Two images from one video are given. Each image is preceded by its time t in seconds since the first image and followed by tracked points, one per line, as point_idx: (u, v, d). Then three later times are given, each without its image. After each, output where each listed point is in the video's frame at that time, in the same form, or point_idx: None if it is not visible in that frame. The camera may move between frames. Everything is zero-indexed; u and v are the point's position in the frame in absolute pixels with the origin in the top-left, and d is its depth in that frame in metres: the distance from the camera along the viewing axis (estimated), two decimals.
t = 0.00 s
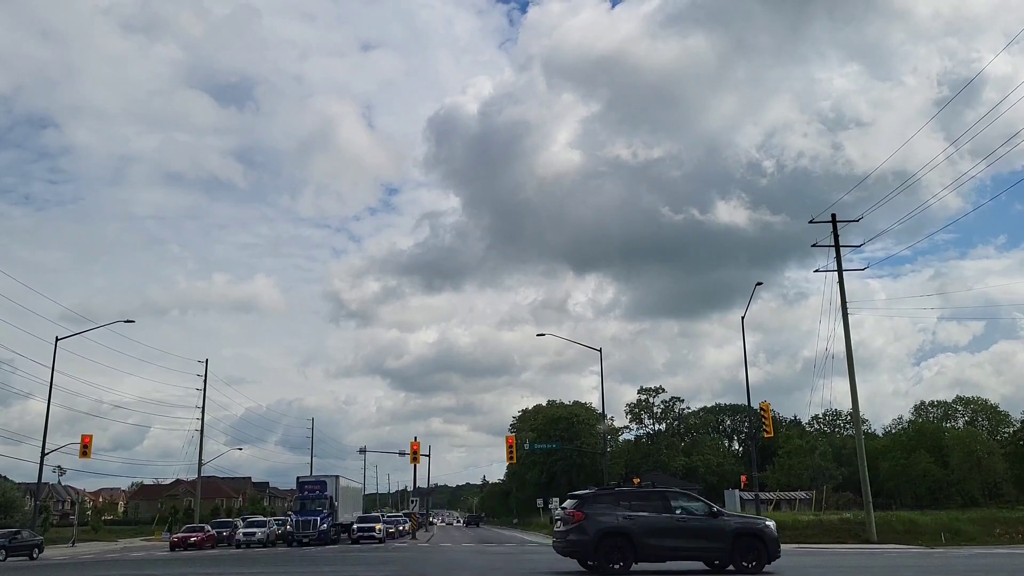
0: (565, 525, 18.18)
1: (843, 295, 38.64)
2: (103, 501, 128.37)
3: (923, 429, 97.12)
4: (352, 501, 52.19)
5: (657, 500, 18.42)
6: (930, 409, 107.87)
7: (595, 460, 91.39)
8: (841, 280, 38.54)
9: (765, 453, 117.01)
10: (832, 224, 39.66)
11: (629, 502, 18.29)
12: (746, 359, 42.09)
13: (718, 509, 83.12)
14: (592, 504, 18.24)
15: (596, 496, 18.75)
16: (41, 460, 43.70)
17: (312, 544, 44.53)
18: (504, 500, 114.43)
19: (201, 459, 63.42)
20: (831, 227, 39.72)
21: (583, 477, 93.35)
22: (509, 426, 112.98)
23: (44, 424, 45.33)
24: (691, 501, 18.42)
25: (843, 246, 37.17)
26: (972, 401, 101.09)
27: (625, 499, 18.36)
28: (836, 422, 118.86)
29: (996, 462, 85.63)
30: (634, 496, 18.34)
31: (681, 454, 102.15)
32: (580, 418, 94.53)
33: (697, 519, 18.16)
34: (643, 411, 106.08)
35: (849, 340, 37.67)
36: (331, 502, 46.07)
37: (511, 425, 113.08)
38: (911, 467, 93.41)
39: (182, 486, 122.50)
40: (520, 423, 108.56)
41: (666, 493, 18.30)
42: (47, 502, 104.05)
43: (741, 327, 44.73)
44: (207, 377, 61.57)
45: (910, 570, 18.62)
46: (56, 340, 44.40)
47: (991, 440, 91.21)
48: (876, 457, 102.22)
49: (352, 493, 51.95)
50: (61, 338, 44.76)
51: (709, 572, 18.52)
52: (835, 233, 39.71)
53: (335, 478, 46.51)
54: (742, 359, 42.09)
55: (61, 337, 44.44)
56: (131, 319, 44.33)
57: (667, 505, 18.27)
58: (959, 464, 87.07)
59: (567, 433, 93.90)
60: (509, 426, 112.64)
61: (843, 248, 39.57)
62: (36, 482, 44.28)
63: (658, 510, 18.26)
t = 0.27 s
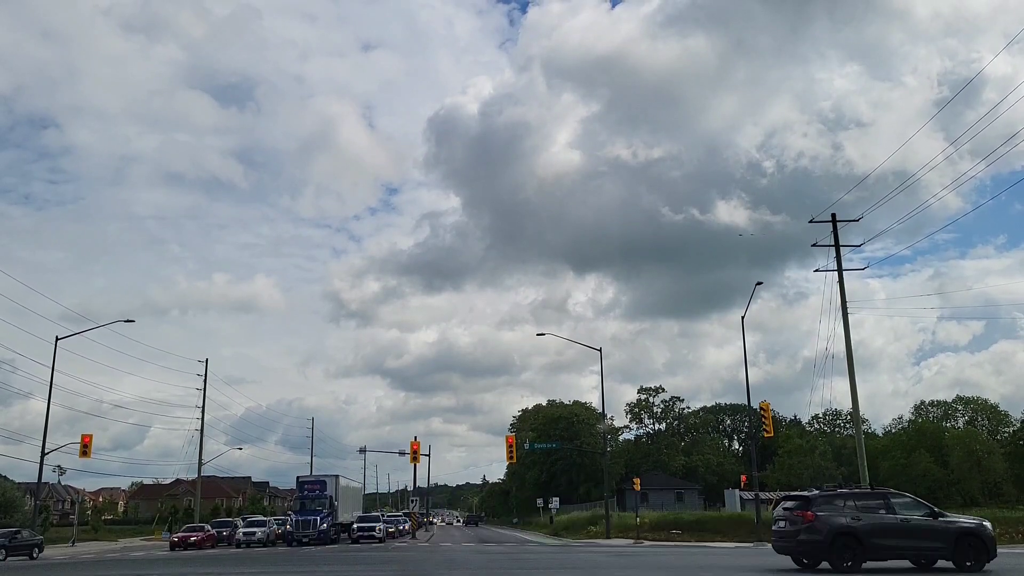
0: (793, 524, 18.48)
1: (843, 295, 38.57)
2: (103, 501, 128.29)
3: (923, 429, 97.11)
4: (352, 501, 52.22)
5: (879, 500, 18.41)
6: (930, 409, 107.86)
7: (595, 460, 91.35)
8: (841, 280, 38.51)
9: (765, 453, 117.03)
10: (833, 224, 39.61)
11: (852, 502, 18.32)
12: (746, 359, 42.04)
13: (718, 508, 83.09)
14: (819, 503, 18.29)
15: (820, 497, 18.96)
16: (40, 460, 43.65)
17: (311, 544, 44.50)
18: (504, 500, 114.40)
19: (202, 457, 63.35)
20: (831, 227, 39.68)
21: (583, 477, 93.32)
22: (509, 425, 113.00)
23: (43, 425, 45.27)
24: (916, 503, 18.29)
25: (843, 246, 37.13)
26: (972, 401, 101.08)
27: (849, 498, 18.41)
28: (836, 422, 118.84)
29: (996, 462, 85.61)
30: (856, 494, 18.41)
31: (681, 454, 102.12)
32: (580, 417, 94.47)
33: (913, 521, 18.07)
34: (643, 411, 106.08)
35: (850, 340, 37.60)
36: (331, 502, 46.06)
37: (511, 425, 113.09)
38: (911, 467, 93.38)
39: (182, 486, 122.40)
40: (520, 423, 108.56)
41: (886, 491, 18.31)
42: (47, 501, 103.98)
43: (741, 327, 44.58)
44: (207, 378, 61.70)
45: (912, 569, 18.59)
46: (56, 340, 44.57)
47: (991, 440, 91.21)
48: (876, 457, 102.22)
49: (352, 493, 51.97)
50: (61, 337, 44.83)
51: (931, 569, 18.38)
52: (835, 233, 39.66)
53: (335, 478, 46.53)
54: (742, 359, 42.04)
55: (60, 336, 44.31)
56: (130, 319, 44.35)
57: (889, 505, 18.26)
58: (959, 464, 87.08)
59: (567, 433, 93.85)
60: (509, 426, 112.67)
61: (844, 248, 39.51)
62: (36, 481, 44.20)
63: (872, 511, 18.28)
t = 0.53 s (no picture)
0: (1005, 524, 17.84)
1: (843, 295, 38.61)
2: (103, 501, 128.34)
3: (923, 429, 97.16)
4: (352, 501, 52.25)
5: None
6: (930, 409, 107.89)
7: (595, 460, 91.36)
8: (841, 280, 38.56)
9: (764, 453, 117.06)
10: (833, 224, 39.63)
11: None
12: (746, 359, 42.06)
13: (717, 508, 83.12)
14: None
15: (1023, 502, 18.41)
16: (41, 460, 43.66)
17: (311, 544, 44.46)
18: (504, 500, 114.44)
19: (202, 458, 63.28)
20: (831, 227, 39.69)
21: (583, 477, 93.33)
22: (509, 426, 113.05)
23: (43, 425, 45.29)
24: None
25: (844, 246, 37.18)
26: (972, 401, 101.14)
27: None
28: (836, 422, 118.88)
29: (996, 461, 85.66)
30: None
31: (681, 454, 102.14)
32: (580, 417, 94.48)
33: None
34: (643, 411, 106.10)
35: (849, 340, 37.64)
36: (331, 502, 46.07)
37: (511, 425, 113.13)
38: (911, 467, 93.42)
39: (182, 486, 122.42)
40: (520, 423, 108.58)
41: None
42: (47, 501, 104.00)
43: (741, 327, 44.53)
44: (207, 378, 61.81)
45: (910, 569, 18.57)
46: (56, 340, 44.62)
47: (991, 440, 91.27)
48: (876, 457, 102.28)
49: (352, 493, 52.00)
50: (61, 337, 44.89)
51: None
52: (835, 234, 39.68)
53: (334, 478, 46.56)
54: (743, 359, 42.08)
55: (61, 337, 44.44)
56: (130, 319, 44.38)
57: None
58: (959, 464, 87.13)
59: (567, 433, 93.85)
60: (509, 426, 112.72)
61: (844, 248, 39.55)
62: (36, 481, 44.21)
63: None
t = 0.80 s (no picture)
0: None
1: (843, 295, 38.56)
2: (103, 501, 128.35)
3: (923, 429, 97.11)
4: (352, 501, 52.23)
5: None
6: (930, 409, 107.84)
7: (595, 460, 91.32)
8: (841, 280, 38.53)
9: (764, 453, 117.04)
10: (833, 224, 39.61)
11: None
12: (746, 358, 42.06)
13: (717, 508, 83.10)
14: None
15: None
16: (41, 460, 43.67)
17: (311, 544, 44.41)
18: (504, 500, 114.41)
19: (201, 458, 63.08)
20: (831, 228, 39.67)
21: (583, 476, 93.30)
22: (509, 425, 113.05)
23: (43, 424, 45.31)
24: None
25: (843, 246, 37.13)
26: (972, 401, 101.10)
27: None
28: (836, 422, 118.85)
29: (996, 461, 85.60)
30: None
31: (681, 454, 102.11)
32: (580, 417, 94.45)
33: None
34: (643, 411, 106.08)
35: (850, 340, 37.58)
36: (331, 502, 46.07)
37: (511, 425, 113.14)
38: (911, 467, 93.38)
39: (182, 486, 122.40)
40: (520, 423, 108.57)
41: None
42: (46, 501, 103.98)
43: (741, 327, 44.47)
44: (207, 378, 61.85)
45: (911, 569, 18.53)
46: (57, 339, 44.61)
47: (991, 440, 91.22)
48: (876, 457, 102.24)
49: (352, 493, 51.99)
50: (61, 337, 44.85)
51: None
52: (835, 233, 39.65)
53: (335, 478, 46.55)
54: (742, 358, 42.08)
55: (61, 337, 44.49)
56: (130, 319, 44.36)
57: None
58: (959, 464, 87.10)
59: (567, 433, 93.83)
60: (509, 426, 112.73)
61: (844, 248, 39.52)
62: (36, 481, 44.21)
63: None
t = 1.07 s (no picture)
0: None
1: (843, 295, 38.56)
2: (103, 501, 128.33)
3: (923, 429, 97.14)
4: (352, 501, 52.24)
5: None
6: (930, 409, 107.87)
7: (595, 460, 91.34)
8: (841, 280, 38.56)
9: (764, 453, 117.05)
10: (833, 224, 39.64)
11: None
12: (746, 359, 42.08)
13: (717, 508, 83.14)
14: None
15: None
16: (41, 460, 43.70)
17: (311, 544, 44.44)
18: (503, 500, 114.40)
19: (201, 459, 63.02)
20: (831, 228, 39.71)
21: (583, 476, 93.35)
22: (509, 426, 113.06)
23: (43, 425, 45.33)
24: None
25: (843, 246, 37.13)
26: (972, 401, 101.16)
27: None
28: (836, 422, 118.88)
29: (996, 461, 85.63)
30: None
31: (681, 454, 102.11)
32: (580, 417, 94.44)
33: None
34: (643, 411, 106.08)
35: (850, 340, 37.60)
36: (331, 502, 46.10)
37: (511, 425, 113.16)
38: (911, 467, 93.42)
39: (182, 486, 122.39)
40: (520, 423, 108.58)
41: None
42: (46, 502, 103.94)
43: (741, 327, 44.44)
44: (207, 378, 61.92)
45: (911, 569, 18.56)
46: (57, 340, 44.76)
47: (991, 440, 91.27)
48: (876, 457, 102.28)
49: (352, 493, 52.01)
50: (61, 337, 44.95)
51: None
52: (835, 234, 39.67)
53: (335, 478, 46.55)
54: (743, 358, 42.10)
55: (61, 337, 44.54)
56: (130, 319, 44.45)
57: None
58: (959, 464, 87.12)
59: (567, 433, 93.85)
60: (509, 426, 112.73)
61: (844, 248, 39.54)
62: (36, 481, 44.22)
63: None
